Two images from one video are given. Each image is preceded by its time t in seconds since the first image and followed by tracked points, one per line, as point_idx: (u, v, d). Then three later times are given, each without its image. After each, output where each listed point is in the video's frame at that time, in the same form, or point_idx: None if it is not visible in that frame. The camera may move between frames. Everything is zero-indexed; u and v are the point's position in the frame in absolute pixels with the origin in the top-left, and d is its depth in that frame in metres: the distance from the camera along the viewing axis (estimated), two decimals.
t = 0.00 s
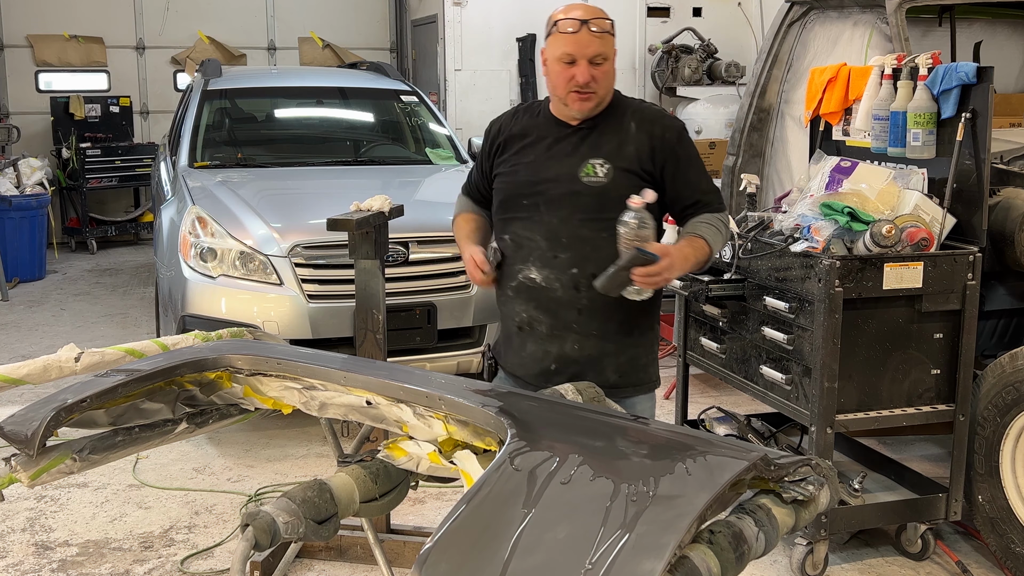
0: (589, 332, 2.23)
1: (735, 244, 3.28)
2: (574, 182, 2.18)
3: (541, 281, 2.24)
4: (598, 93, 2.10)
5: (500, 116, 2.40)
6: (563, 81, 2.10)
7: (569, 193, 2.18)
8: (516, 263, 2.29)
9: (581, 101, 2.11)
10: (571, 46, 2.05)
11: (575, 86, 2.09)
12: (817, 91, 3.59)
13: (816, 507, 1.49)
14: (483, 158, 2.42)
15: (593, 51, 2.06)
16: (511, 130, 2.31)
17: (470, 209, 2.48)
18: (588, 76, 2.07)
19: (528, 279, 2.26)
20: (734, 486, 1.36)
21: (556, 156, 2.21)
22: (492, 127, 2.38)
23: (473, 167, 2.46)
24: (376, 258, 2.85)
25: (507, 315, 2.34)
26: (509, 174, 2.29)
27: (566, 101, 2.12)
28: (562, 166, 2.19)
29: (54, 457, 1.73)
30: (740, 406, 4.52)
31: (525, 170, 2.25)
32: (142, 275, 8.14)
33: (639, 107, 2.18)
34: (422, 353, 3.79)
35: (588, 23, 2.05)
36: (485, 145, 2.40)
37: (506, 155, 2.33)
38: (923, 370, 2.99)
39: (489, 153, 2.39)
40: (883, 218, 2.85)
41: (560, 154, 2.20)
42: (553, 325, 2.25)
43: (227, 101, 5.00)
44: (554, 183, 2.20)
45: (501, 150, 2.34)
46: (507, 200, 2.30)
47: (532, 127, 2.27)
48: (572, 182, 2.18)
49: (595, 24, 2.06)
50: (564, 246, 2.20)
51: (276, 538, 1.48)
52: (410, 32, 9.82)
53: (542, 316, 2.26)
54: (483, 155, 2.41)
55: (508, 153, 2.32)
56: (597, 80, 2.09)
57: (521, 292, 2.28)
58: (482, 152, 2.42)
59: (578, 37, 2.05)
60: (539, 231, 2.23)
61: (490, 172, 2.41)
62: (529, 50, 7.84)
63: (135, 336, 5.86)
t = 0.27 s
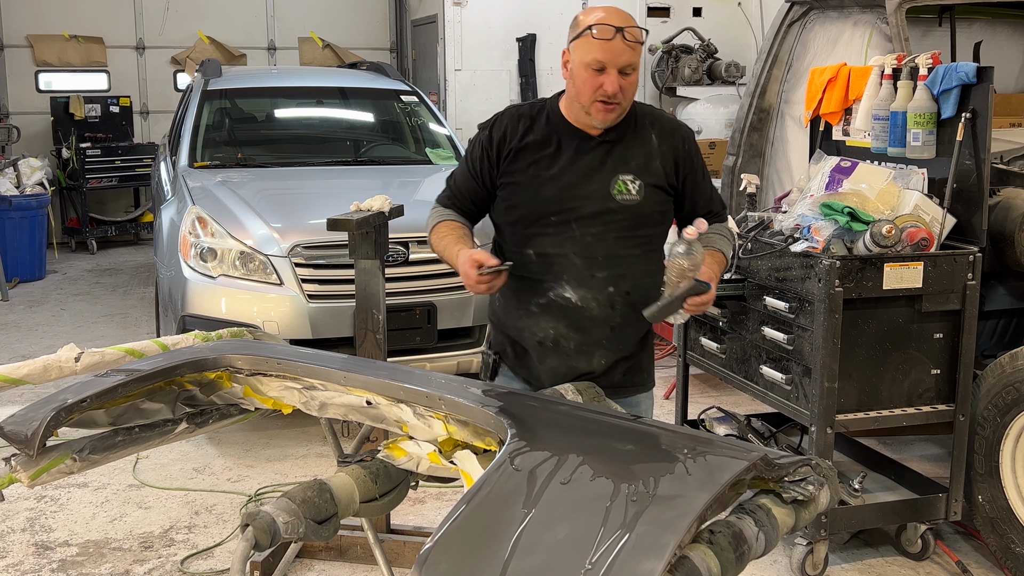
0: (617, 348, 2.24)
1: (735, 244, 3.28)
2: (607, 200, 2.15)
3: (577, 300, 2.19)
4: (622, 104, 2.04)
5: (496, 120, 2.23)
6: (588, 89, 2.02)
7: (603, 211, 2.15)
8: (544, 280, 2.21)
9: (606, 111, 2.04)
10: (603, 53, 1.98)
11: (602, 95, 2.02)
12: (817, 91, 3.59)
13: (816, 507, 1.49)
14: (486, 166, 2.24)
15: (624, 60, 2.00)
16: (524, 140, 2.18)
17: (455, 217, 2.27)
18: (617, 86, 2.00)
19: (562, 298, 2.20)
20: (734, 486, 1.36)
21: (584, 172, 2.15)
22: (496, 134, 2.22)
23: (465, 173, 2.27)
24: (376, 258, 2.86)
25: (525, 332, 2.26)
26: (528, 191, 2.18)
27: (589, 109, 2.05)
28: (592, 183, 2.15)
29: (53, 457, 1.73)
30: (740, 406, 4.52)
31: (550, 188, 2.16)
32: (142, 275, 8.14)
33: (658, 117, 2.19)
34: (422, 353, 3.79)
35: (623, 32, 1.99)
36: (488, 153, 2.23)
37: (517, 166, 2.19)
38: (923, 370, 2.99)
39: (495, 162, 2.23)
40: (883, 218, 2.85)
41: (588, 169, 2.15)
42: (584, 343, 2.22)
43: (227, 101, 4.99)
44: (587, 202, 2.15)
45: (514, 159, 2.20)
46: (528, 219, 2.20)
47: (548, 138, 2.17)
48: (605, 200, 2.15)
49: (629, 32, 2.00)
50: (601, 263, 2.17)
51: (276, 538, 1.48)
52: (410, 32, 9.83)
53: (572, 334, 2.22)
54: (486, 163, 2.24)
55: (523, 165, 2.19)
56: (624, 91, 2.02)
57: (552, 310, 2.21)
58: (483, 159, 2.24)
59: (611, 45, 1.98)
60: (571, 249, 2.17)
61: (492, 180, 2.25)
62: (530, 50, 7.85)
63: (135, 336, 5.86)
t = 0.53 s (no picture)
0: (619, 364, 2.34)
1: (735, 244, 3.28)
2: (617, 228, 2.13)
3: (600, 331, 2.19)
4: (624, 129, 1.96)
5: (501, 149, 2.00)
6: (594, 110, 1.92)
7: (614, 239, 2.13)
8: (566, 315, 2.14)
9: (607, 135, 1.95)
10: (615, 75, 1.89)
11: (607, 118, 1.93)
12: (817, 91, 3.59)
13: (816, 507, 1.49)
14: (505, 199, 2.00)
15: (632, 84, 1.91)
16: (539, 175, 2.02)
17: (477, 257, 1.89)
18: (625, 111, 1.92)
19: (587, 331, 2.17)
20: (734, 486, 1.36)
21: (593, 202, 2.09)
22: (510, 165, 1.99)
23: (479, 203, 1.94)
24: (376, 258, 2.86)
25: (541, 366, 2.19)
26: (544, 231, 2.06)
27: (590, 132, 1.95)
28: (602, 213, 2.11)
29: (53, 457, 1.73)
30: (740, 406, 4.52)
31: (564, 225, 2.07)
32: (142, 275, 8.14)
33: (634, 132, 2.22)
34: (423, 353, 3.79)
35: (635, 54, 1.91)
36: (506, 185, 1.99)
37: (532, 203, 2.04)
38: (923, 370, 2.99)
39: (512, 197, 2.01)
40: (883, 218, 2.85)
41: (596, 198, 2.09)
42: (599, 363, 2.26)
43: (227, 101, 4.99)
44: (600, 234, 2.11)
45: (531, 193, 2.03)
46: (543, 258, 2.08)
47: (557, 170, 2.04)
48: (615, 229, 2.13)
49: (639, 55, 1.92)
50: (618, 289, 2.18)
51: (276, 538, 1.48)
52: (410, 32, 9.84)
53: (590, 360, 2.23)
54: (504, 197, 1.99)
55: (539, 201, 2.04)
56: (629, 115, 1.94)
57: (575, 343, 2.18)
58: (500, 191, 1.99)
59: (623, 67, 1.89)
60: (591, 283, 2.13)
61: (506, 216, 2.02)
62: (530, 50, 7.85)
63: (135, 336, 5.86)
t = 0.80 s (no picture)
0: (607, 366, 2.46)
1: (735, 244, 3.28)
2: (615, 243, 2.22)
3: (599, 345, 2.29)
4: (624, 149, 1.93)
5: (540, 179, 1.93)
6: (595, 134, 1.89)
7: (613, 254, 2.23)
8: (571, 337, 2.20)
9: (607, 157, 1.93)
10: (616, 98, 1.84)
11: (608, 141, 1.90)
12: (817, 91, 3.59)
13: (816, 507, 1.49)
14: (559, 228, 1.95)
15: (632, 105, 1.87)
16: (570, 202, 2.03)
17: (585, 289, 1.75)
18: (627, 133, 1.88)
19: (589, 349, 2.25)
20: (734, 486, 1.36)
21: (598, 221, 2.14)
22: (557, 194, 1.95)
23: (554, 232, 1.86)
24: (376, 258, 2.86)
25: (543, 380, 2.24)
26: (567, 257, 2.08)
27: (590, 156, 1.93)
28: (605, 231, 2.17)
29: (53, 457, 1.73)
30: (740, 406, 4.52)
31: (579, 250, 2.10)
32: (142, 275, 8.14)
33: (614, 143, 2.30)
34: (422, 353, 3.78)
35: (634, 74, 1.86)
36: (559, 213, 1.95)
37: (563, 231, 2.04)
38: (923, 370, 2.99)
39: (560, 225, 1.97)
40: (883, 218, 2.85)
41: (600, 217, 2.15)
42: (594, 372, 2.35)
43: (227, 101, 4.99)
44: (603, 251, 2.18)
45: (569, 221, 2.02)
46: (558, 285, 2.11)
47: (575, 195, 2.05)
48: (614, 244, 2.22)
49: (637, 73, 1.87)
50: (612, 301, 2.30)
51: (276, 538, 1.48)
52: (410, 32, 9.84)
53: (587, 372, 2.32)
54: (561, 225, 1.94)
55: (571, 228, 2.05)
56: (629, 135, 1.92)
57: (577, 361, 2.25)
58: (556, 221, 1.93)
59: (623, 89, 1.85)
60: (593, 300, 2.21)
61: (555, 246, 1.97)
62: (530, 50, 7.85)
63: (135, 336, 5.86)
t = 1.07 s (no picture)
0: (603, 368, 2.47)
1: (735, 244, 3.28)
2: (619, 250, 2.22)
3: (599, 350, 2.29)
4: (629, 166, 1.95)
5: (551, 185, 1.93)
6: (601, 150, 1.90)
7: (616, 261, 2.22)
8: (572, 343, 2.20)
9: (613, 172, 1.95)
10: (626, 119, 1.85)
11: (614, 157, 1.91)
12: (817, 91, 3.59)
13: (816, 507, 1.49)
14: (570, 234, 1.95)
15: (642, 127, 1.88)
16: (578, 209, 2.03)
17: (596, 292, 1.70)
18: (634, 151, 1.90)
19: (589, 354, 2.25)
20: (734, 486, 1.36)
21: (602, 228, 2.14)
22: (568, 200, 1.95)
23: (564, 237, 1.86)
24: (376, 258, 2.86)
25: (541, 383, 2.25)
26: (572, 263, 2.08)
27: (596, 170, 1.94)
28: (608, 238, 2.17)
29: (53, 457, 1.73)
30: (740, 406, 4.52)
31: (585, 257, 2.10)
32: (142, 275, 8.14)
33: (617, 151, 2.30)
34: (422, 353, 3.78)
35: (648, 94, 1.85)
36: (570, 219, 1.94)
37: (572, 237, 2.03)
38: (923, 370, 2.99)
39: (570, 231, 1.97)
40: (883, 218, 2.85)
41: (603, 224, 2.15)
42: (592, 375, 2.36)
43: (227, 101, 4.99)
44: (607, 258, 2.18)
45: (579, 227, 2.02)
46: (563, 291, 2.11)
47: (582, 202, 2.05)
48: (617, 252, 2.22)
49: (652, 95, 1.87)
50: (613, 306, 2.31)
51: (275, 538, 1.48)
52: (410, 32, 9.84)
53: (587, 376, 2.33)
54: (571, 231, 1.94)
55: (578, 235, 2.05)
56: (636, 154, 1.93)
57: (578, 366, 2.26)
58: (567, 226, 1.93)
59: (634, 111, 1.85)
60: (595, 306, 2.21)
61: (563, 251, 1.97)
62: (530, 50, 7.85)
63: (135, 336, 5.86)
